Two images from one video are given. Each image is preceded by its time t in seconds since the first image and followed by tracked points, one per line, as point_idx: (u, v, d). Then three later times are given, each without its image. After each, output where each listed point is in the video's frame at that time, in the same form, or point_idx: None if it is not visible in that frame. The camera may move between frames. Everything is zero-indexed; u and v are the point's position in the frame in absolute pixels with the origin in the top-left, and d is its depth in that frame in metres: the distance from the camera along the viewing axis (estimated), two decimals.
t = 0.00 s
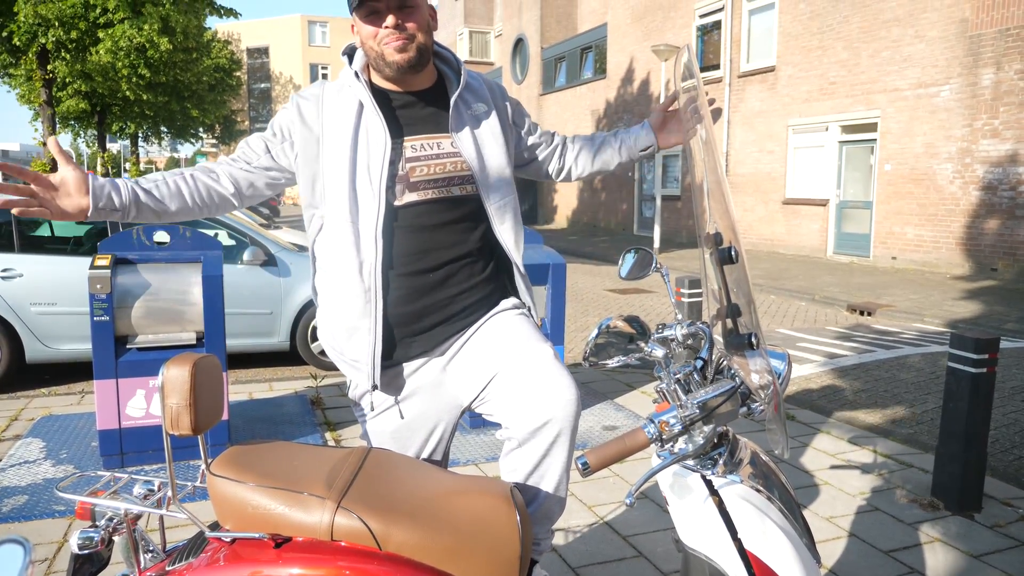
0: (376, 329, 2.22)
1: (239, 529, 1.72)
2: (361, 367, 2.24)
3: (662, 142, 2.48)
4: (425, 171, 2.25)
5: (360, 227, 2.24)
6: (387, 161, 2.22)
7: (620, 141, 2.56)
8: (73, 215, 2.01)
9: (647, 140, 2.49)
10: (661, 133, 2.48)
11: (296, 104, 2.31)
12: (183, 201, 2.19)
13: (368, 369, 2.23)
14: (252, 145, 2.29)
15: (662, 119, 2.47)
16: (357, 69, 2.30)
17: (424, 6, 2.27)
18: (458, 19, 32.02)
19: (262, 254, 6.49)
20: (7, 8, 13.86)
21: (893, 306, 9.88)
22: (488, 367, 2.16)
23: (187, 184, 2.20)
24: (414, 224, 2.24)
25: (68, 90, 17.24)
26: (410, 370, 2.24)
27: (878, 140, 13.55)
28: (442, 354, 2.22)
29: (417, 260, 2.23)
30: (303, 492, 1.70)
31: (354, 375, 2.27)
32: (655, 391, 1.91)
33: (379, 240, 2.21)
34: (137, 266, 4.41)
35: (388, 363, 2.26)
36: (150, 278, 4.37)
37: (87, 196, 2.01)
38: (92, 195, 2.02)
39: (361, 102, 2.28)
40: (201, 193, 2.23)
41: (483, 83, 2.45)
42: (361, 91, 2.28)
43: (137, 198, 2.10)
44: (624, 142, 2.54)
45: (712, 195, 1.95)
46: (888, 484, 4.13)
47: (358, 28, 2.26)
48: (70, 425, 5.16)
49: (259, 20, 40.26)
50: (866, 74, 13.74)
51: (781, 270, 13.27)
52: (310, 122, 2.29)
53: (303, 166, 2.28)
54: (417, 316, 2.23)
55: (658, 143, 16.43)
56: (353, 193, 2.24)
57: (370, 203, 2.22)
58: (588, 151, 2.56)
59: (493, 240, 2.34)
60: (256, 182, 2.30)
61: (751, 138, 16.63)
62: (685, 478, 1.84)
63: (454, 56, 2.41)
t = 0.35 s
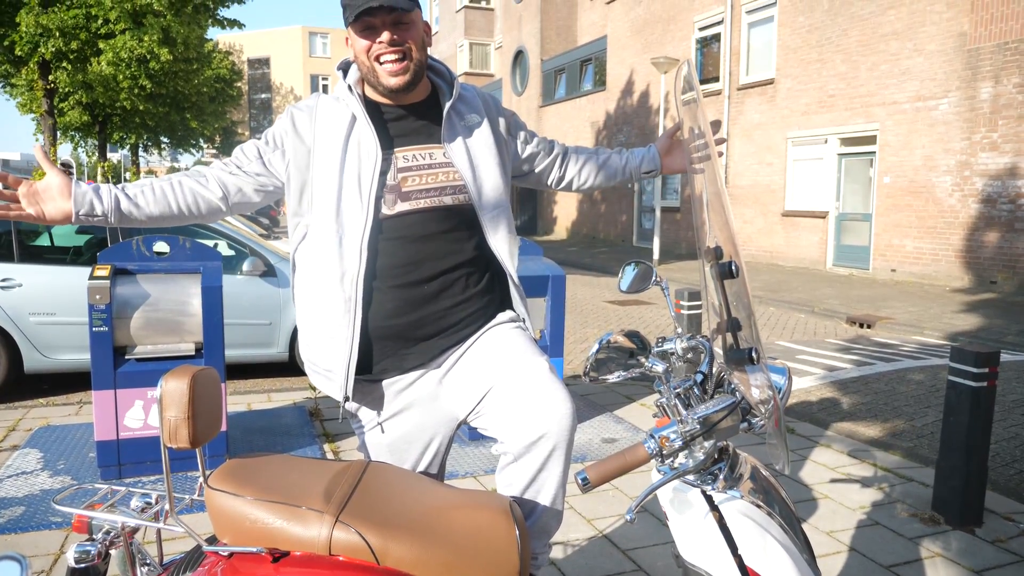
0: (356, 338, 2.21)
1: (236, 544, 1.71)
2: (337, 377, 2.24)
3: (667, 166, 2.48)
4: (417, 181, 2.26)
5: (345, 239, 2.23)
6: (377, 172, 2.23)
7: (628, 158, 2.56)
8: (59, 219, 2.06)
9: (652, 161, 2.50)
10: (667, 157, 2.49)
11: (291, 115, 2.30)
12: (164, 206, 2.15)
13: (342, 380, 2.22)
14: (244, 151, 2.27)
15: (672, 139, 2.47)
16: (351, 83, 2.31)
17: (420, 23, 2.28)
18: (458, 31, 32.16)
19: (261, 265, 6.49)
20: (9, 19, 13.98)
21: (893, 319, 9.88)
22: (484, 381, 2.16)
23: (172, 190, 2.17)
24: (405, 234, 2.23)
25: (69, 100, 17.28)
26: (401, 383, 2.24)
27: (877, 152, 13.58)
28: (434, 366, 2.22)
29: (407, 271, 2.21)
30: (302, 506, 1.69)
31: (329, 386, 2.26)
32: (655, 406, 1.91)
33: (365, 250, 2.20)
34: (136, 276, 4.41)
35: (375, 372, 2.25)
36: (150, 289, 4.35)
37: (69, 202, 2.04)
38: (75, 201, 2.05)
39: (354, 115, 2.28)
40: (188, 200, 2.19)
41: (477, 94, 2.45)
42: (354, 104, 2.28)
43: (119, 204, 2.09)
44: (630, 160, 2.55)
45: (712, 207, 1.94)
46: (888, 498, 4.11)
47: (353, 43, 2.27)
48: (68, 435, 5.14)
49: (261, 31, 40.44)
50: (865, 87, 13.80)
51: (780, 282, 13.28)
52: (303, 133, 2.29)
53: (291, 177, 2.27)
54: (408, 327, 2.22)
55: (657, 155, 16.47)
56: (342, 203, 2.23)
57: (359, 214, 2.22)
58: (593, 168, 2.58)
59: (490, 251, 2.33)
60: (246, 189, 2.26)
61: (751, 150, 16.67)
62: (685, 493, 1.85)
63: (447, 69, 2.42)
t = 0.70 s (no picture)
0: (359, 343, 2.22)
1: (236, 547, 1.71)
2: (343, 380, 2.25)
3: (670, 167, 2.46)
4: (417, 185, 2.27)
5: (347, 243, 2.23)
6: (378, 175, 2.24)
7: (629, 159, 2.55)
8: (58, 220, 2.03)
9: (654, 161, 2.48)
10: (668, 157, 2.46)
11: (291, 118, 2.30)
12: (165, 210, 2.15)
13: (350, 381, 2.23)
14: (244, 155, 2.27)
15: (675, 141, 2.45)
16: (351, 85, 2.31)
17: (420, 27, 2.28)
18: (459, 33, 32.19)
19: (262, 266, 6.49)
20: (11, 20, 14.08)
21: (894, 322, 9.88)
22: (484, 385, 2.15)
23: (174, 194, 2.17)
24: (405, 238, 2.23)
25: (70, 102, 17.30)
26: (401, 387, 2.24)
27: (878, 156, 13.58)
28: (434, 370, 2.22)
29: (407, 275, 2.21)
30: (302, 509, 1.69)
31: (337, 390, 2.26)
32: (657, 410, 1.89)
33: (365, 254, 2.20)
34: (136, 278, 4.41)
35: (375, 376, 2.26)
36: (150, 290, 4.36)
37: (70, 203, 2.02)
38: (76, 202, 2.03)
39: (354, 118, 2.28)
40: (190, 203, 2.20)
41: (478, 97, 2.45)
42: (354, 107, 2.28)
43: (121, 206, 2.08)
44: (631, 161, 2.54)
45: (712, 208, 1.94)
46: (889, 502, 4.11)
47: (354, 46, 2.26)
48: (68, 437, 5.14)
49: (262, 33, 40.48)
50: (866, 90, 13.80)
51: (781, 285, 13.28)
52: (305, 138, 2.30)
53: (293, 181, 2.27)
54: (408, 330, 2.22)
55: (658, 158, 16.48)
56: (342, 208, 2.24)
57: (359, 217, 2.22)
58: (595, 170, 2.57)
59: (489, 252, 2.32)
60: (246, 194, 2.27)
61: (751, 153, 16.68)
62: (686, 498, 1.85)
63: (448, 72, 2.42)
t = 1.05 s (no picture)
0: (364, 349, 2.21)
1: (241, 550, 1.70)
2: (347, 386, 2.25)
3: (676, 170, 2.46)
4: (421, 189, 2.26)
5: (353, 248, 2.22)
6: (382, 179, 2.22)
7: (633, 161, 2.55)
8: (63, 227, 2.00)
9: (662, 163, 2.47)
10: (674, 160, 2.47)
11: (295, 121, 2.29)
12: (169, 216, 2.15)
13: (354, 388, 2.23)
14: (248, 159, 2.26)
15: (683, 143, 2.45)
16: (356, 90, 2.30)
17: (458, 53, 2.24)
18: (462, 34, 32.19)
19: (266, 267, 6.49)
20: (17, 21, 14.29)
21: (899, 324, 9.85)
22: (490, 388, 2.15)
23: (179, 199, 2.17)
24: (410, 241, 2.22)
25: (76, 103, 17.36)
26: (407, 390, 2.23)
27: (883, 157, 13.55)
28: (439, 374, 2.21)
29: (411, 279, 2.21)
30: (308, 513, 1.68)
31: (341, 396, 2.26)
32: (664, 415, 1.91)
33: (370, 257, 2.20)
34: (142, 278, 4.39)
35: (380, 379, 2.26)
36: (155, 291, 4.34)
37: (76, 208, 2.00)
38: (81, 208, 2.01)
39: (359, 123, 2.27)
40: (193, 207, 2.19)
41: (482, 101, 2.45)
42: (359, 112, 2.27)
43: (126, 211, 2.07)
44: (635, 163, 2.53)
45: (718, 208, 1.92)
46: (895, 506, 4.09)
47: (389, 65, 2.20)
48: (73, 437, 5.14)
49: (266, 34, 40.60)
50: (871, 91, 13.77)
51: (785, 287, 13.26)
52: (308, 141, 2.28)
53: (298, 186, 2.27)
54: (413, 333, 2.21)
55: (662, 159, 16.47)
56: (347, 213, 2.23)
57: (365, 221, 2.21)
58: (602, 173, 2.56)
59: (493, 253, 2.31)
60: (250, 199, 2.27)
61: (756, 154, 16.65)
62: (693, 504, 1.83)
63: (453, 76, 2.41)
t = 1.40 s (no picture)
0: (375, 367, 2.23)
1: (258, 557, 1.71)
2: (358, 401, 2.26)
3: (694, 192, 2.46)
4: (446, 216, 2.25)
5: (372, 268, 2.23)
6: (409, 205, 2.22)
7: (657, 181, 2.57)
8: (89, 238, 1.91)
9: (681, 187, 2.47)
10: (696, 184, 2.43)
11: (323, 133, 2.30)
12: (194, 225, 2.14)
13: (364, 404, 2.24)
14: (273, 170, 2.25)
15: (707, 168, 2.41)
16: (388, 110, 2.27)
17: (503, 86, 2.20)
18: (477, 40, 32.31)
19: (281, 273, 6.53)
20: (38, 29, 14.64)
21: (916, 332, 9.76)
22: (500, 391, 2.14)
23: (203, 209, 2.16)
24: (427, 264, 2.23)
25: (94, 109, 17.58)
26: (416, 395, 2.25)
27: (900, 163, 13.46)
28: (450, 382, 2.22)
29: (429, 298, 2.22)
30: (324, 521, 1.68)
31: (350, 409, 2.28)
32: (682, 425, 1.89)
33: (390, 285, 2.20)
34: (159, 283, 4.46)
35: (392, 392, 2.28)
36: (173, 296, 4.39)
37: (102, 220, 1.91)
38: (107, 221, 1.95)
39: (387, 143, 2.26)
40: (215, 218, 2.18)
41: (511, 123, 2.44)
42: (389, 133, 2.25)
43: (152, 223, 2.05)
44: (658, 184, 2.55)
45: (736, 215, 1.91)
46: (914, 517, 4.05)
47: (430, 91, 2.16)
48: (90, 440, 5.18)
49: (282, 41, 40.95)
50: (888, 97, 13.69)
51: (800, 294, 13.18)
52: (330, 153, 2.28)
53: (323, 201, 2.28)
54: (429, 350, 2.23)
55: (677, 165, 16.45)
56: (369, 234, 2.23)
57: (383, 245, 2.22)
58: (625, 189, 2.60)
59: (507, 264, 2.32)
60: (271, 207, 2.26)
61: (771, 160, 16.59)
62: (712, 515, 1.81)
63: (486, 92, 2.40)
